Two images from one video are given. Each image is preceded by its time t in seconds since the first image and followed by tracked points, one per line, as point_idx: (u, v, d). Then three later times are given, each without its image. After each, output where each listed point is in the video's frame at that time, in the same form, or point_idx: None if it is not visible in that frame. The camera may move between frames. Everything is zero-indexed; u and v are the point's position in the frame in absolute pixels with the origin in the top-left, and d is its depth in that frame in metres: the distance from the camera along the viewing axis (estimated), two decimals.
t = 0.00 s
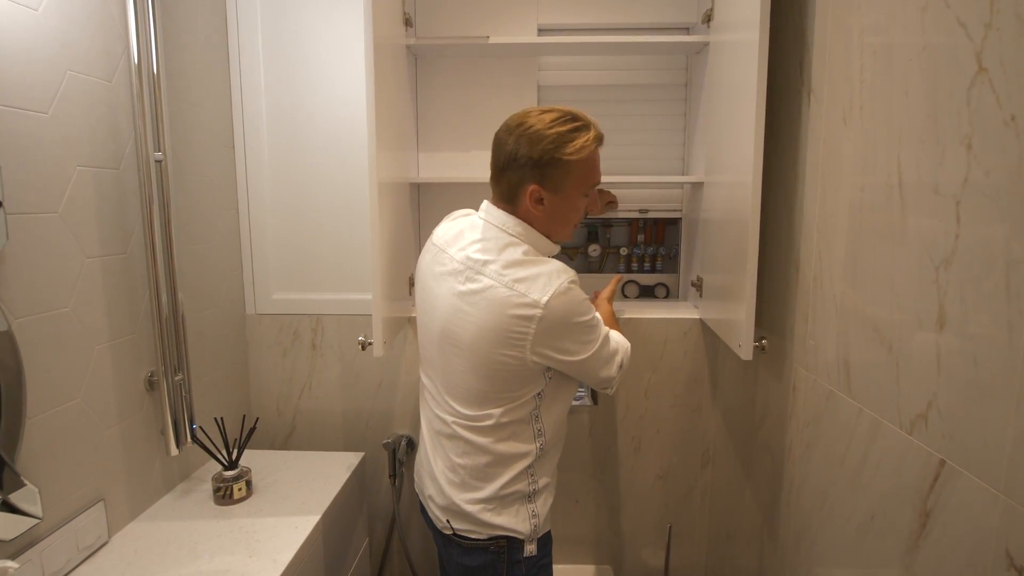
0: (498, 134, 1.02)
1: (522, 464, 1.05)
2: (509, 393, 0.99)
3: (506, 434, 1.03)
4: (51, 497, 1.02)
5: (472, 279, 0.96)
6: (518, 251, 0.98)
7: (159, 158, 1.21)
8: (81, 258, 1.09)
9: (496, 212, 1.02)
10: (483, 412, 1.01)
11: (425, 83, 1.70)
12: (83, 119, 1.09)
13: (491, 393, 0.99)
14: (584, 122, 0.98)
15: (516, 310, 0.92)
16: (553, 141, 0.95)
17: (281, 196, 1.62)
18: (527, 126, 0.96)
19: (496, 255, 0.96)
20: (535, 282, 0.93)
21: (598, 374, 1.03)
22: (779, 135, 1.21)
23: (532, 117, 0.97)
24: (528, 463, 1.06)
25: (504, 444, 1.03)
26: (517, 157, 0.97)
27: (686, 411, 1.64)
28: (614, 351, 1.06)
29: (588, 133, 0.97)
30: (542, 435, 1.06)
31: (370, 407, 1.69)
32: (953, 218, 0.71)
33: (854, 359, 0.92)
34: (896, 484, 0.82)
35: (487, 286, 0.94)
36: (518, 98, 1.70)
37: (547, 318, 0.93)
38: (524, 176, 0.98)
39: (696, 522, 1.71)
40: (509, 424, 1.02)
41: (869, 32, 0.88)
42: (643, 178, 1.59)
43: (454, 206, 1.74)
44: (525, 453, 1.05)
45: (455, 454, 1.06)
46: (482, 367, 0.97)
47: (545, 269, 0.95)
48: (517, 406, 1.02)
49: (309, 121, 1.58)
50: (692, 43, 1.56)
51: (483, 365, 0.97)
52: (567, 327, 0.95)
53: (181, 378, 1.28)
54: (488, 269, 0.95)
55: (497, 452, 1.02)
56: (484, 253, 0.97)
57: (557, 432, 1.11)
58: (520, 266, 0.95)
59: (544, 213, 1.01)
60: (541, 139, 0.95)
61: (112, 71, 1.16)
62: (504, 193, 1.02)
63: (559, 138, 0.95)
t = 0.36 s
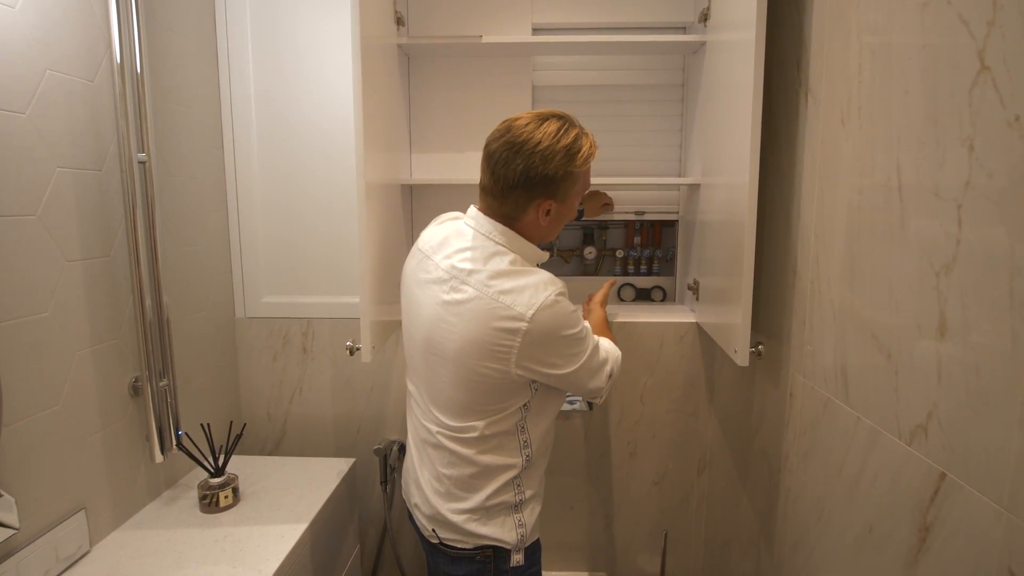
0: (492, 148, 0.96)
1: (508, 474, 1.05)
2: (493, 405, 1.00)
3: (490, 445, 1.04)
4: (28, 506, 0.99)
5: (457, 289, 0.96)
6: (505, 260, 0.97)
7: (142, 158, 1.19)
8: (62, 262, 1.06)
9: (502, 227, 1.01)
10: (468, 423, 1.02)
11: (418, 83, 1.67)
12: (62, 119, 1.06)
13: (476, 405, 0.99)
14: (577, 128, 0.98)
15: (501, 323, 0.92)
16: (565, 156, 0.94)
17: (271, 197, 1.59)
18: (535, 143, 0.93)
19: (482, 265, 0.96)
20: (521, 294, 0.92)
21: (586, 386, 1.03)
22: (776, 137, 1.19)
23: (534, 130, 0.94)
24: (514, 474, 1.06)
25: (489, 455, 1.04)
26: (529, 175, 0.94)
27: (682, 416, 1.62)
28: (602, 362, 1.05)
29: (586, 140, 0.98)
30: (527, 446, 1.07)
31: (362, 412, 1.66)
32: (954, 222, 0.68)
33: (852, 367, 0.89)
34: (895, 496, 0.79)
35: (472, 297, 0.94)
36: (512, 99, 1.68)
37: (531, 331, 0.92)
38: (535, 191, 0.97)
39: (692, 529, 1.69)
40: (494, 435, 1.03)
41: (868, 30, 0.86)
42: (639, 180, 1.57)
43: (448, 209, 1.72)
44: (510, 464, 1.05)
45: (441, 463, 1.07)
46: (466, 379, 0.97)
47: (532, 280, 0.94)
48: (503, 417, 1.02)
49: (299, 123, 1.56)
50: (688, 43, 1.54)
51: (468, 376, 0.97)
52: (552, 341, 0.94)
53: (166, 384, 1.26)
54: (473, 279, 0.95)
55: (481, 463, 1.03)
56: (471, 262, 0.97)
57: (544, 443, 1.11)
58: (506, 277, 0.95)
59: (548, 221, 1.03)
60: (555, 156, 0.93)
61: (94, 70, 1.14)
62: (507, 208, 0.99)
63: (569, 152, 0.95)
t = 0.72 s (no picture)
0: (480, 150, 0.93)
1: (498, 485, 1.02)
2: (482, 415, 0.96)
3: (480, 455, 1.00)
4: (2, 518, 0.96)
5: (445, 295, 0.93)
6: (494, 266, 0.94)
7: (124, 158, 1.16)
8: (39, 265, 1.03)
9: (491, 232, 0.97)
10: (456, 433, 0.99)
11: (411, 83, 1.64)
12: (40, 118, 1.03)
13: (463, 415, 0.96)
14: (568, 129, 0.95)
15: (489, 330, 0.89)
16: (556, 158, 0.91)
17: (260, 197, 1.56)
18: (525, 144, 0.90)
19: (470, 271, 0.93)
20: (510, 301, 0.89)
21: (578, 396, 1.00)
22: (776, 138, 1.16)
23: (523, 132, 0.91)
24: (504, 484, 1.03)
25: (478, 466, 1.01)
26: (518, 177, 0.91)
27: (679, 423, 1.58)
28: (595, 371, 1.02)
29: (577, 142, 0.95)
30: (518, 456, 1.03)
31: (354, 418, 1.63)
32: (962, 228, 0.65)
33: (854, 378, 0.86)
34: (899, 513, 0.76)
35: (459, 303, 0.91)
36: (507, 99, 1.64)
37: (520, 340, 0.89)
38: (525, 195, 0.93)
39: (690, 537, 1.65)
40: (483, 445, 0.99)
41: (872, 27, 0.83)
42: (636, 181, 1.54)
43: (442, 211, 1.68)
44: (500, 474, 1.02)
45: (429, 474, 1.04)
46: (454, 388, 0.94)
47: (521, 287, 0.91)
48: (492, 427, 0.99)
49: (288, 123, 1.53)
50: (687, 42, 1.51)
51: (455, 385, 0.93)
52: (543, 350, 0.91)
53: (149, 390, 1.22)
54: (461, 286, 0.92)
55: (471, 474, 1.00)
56: (459, 267, 0.94)
57: (535, 452, 1.08)
58: (495, 283, 0.92)
59: (539, 225, 1.00)
60: (546, 158, 0.90)
61: (73, 67, 1.10)
62: (497, 212, 0.96)
63: (560, 153, 0.92)
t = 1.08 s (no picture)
0: (476, 146, 0.88)
1: (489, 496, 0.98)
2: (472, 423, 0.92)
3: (471, 465, 0.96)
4: None
5: (434, 298, 0.89)
6: (486, 269, 0.90)
7: (102, 155, 1.12)
8: (12, 267, 0.99)
9: (484, 232, 0.93)
10: (445, 442, 0.94)
11: (404, 78, 1.60)
12: (12, 112, 0.99)
13: (453, 423, 0.92)
14: (566, 127, 0.91)
15: (479, 336, 0.85)
16: (555, 157, 0.87)
17: (248, 196, 1.52)
18: (523, 142, 0.85)
19: (460, 274, 0.89)
20: (501, 305, 0.85)
21: (573, 403, 0.95)
22: (780, 135, 1.12)
23: (521, 129, 0.86)
24: (496, 494, 0.99)
25: (469, 475, 0.97)
26: (516, 177, 0.86)
27: (680, 427, 1.54)
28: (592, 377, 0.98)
29: (576, 141, 0.91)
30: (510, 465, 0.99)
31: (345, 422, 1.59)
32: (984, 230, 0.61)
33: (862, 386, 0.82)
34: (912, 530, 0.72)
35: (448, 307, 0.87)
36: (503, 94, 1.60)
37: (512, 346, 0.85)
38: (521, 195, 0.89)
39: (690, 544, 1.62)
40: (474, 454, 0.95)
41: (885, 17, 0.78)
42: (635, 180, 1.50)
43: (436, 209, 1.64)
44: (492, 484, 0.98)
45: (418, 483, 1.00)
46: (442, 396, 0.90)
47: (513, 291, 0.87)
48: (483, 435, 0.94)
49: (277, 119, 1.48)
50: (687, 36, 1.46)
51: (444, 392, 0.89)
52: (535, 356, 0.87)
53: (131, 396, 1.18)
54: (450, 289, 0.87)
55: (461, 484, 0.96)
56: (448, 270, 0.90)
57: (528, 460, 1.04)
58: (486, 287, 0.88)
59: (534, 225, 0.96)
60: (545, 157, 0.86)
61: (47, 60, 1.06)
62: (492, 211, 0.92)
63: (559, 152, 0.87)
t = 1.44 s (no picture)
0: (460, 136, 0.85)
1: (476, 503, 0.94)
2: (458, 427, 0.88)
3: (457, 471, 0.92)
4: None
5: (417, 297, 0.85)
6: (472, 266, 0.86)
7: (79, 150, 1.07)
8: None
9: (469, 227, 0.89)
10: (430, 447, 0.90)
11: (396, 72, 1.55)
12: None
13: (438, 427, 0.88)
14: (555, 119, 0.87)
15: (463, 336, 0.81)
16: (541, 147, 0.83)
17: (234, 191, 1.47)
18: (507, 131, 0.81)
19: (445, 271, 0.85)
20: (487, 303, 0.81)
21: (565, 407, 0.91)
22: (783, 129, 1.07)
23: (507, 118, 0.83)
24: (484, 502, 0.95)
25: (456, 482, 0.93)
26: (499, 167, 0.82)
27: (678, 430, 1.50)
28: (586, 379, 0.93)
29: (565, 132, 0.87)
30: (499, 471, 0.95)
31: (335, 425, 1.55)
32: (1004, 228, 0.57)
33: (869, 392, 0.78)
34: (923, 546, 0.68)
35: (431, 306, 0.83)
36: (498, 88, 1.56)
37: (497, 346, 0.81)
38: (506, 187, 0.85)
39: (688, 550, 1.58)
40: (460, 460, 0.91)
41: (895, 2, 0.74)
42: (633, 177, 1.46)
43: (428, 207, 1.60)
44: (480, 491, 0.94)
45: (403, 490, 0.97)
46: (427, 398, 0.86)
47: (500, 289, 0.83)
48: (470, 440, 0.90)
49: (264, 114, 1.44)
50: (687, 28, 1.42)
51: (428, 395, 0.85)
52: (523, 356, 0.83)
53: (110, 399, 1.14)
54: (434, 287, 0.84)
55: (447, 491, 0.92)
56: (433, 267, 0.86)
57: (519, 465, 1.00)
58: (471, 284, 0.84)
59: (521, 221, 0.91)
60: (530, 147, 0.82)
61: (20, 50, 1.01)
62: (475, 204, 0.88)
63: (545, 143, 0.83)
